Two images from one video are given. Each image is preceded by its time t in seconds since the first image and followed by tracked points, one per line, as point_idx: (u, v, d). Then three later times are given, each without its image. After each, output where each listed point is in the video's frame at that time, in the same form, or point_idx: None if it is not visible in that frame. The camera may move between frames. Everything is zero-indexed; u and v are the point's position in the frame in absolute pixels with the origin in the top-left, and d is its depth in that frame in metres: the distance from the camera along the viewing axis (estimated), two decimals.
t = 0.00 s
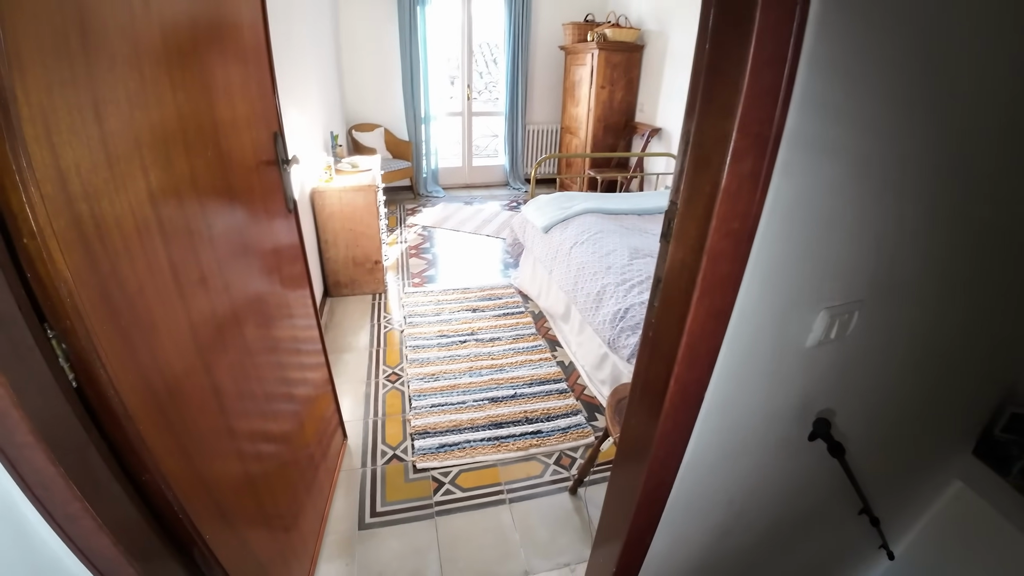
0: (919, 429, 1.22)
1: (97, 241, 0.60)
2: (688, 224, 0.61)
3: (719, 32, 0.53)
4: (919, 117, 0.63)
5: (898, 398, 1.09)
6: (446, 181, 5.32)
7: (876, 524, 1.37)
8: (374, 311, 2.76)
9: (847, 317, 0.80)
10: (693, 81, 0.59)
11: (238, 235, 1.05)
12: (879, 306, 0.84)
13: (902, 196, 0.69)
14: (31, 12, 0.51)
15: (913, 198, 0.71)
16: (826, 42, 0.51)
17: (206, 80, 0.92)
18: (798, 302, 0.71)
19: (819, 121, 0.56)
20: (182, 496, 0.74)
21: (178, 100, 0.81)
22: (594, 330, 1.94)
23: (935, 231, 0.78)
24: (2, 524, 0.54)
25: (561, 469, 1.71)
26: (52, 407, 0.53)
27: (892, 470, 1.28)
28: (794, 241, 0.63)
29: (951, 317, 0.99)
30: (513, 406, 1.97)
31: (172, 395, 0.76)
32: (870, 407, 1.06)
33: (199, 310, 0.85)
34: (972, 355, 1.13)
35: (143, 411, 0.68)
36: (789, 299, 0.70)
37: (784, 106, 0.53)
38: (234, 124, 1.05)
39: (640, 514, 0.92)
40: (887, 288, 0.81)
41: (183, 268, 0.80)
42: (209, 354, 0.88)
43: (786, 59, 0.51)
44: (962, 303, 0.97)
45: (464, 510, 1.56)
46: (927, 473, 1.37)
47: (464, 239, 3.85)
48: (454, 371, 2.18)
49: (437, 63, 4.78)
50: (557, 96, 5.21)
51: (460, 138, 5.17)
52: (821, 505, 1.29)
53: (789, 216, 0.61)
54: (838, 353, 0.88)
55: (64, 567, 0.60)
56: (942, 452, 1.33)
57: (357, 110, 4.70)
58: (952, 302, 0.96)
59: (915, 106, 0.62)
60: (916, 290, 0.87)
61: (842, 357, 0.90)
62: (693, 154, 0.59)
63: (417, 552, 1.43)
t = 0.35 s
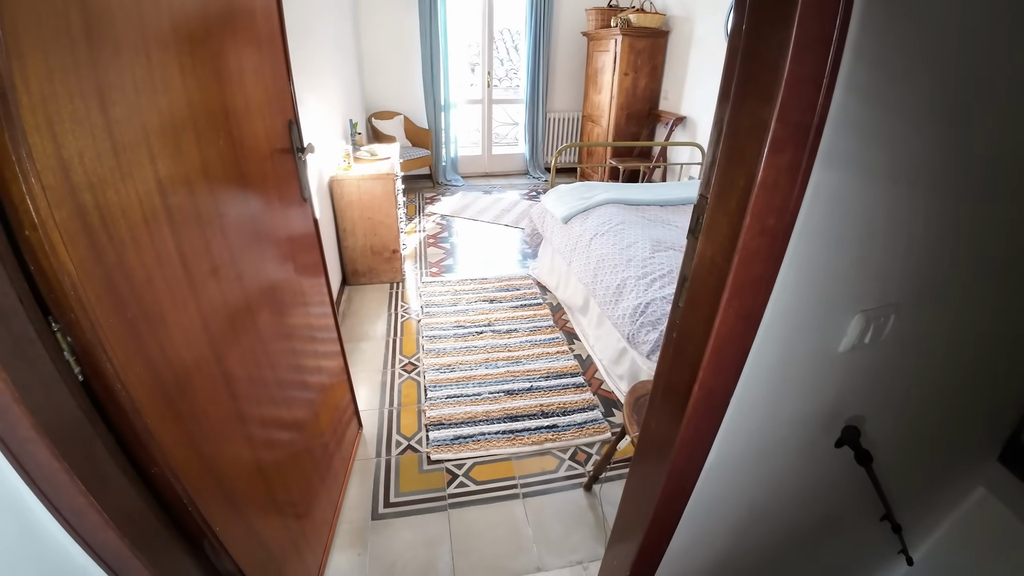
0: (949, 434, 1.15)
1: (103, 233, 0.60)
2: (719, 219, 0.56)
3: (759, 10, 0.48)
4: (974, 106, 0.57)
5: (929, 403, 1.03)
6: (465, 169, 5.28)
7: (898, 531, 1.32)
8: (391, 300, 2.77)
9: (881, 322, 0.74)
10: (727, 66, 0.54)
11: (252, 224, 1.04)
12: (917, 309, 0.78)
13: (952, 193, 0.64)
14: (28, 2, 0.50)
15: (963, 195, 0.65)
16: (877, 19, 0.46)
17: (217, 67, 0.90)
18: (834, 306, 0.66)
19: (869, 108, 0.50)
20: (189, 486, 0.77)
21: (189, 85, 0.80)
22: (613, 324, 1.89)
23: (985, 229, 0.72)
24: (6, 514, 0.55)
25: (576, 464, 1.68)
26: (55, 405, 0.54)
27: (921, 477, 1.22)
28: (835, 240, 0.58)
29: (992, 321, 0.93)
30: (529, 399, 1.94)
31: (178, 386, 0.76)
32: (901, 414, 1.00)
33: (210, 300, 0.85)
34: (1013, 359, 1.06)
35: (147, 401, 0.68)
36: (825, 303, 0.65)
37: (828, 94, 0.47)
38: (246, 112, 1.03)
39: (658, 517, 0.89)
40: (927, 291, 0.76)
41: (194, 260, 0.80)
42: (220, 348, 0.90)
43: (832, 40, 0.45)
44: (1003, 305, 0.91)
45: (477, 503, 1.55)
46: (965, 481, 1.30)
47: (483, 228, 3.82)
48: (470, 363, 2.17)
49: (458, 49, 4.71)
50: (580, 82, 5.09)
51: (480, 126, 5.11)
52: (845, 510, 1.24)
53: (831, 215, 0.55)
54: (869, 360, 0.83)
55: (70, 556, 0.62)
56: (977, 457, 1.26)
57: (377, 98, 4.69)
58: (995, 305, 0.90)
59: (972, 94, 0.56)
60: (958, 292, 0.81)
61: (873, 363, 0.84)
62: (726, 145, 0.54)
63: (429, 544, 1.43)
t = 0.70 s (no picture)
0: (967, 444, 1.12)
1: (100, 233, 0.60)
2: (737, 224, 0.53)
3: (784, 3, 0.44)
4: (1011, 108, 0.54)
5: (949, 411, 0.99)
6: (477, 163, 5.25)
7: (915, 544, 1.28)
8: (401, 295, 2.76)
9: (902, 331, 0.71)
10: (748, 61, 0.51)
11: (258, 221, 1.03)
12: (940, 319, 0.75)
13: (983, 199, 0.60)
14: (20, 3, 0.49)
15: (994, 201, 0.61)
16: (909, 12, 0.42)
17: (220, 63, 0.89)
18: (857, 316, 0.63)
19: (901, 106, 0.47)
20: (190, 487, 0.77)
21: (190, 82, 0.79)
22: (624, 323, 1.86)
23: (1014, 236, 0.68)
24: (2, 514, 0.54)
25: (584, 465, 1.66)
26: (53, 411, 0.54)
27: (937, 487, 1.18)
28: (863, 247, 0.55)
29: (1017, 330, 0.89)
30: (537, 398, 1.92)
31: (180, 386, 0.76)
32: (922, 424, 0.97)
33: (213, 298, 0.85)
34: None
35: (146, 400, 0.68)
36: (847, 313, 0.62)
37: (856, 94, 0.44)
38: (252, 107, 1.02)
39: (667, 527, 0.87)
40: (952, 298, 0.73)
41: (195, 258, 0.80)
42: (224, 347, 0.90)
43: (862, 36, 0.42)
44: None
45: (483, 503, 1.54)
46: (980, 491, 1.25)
47: (493, 223, 3.79)
48: (478, 360, 2.15)
49: (470, 42, 4.66)
50: (593, 75, 5.01)
51: (492, 119, 5.07)
52: (857, 519, 1.21)
53: (858, 221, 0.52)
54: (892, 369, 0.80)
55: (71, 557, 0.61)
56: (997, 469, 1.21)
57: (389, 91, 4.67)
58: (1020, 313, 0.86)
59: (1010, 95, 0.53)
60: (982, 301, 0.77)
61: (894, 372, 0.81)
62: (745, 147, 0.51)
63: (435, 542, 1.43)
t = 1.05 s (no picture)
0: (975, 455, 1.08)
1: (87, 238, 0.58)
2: (748, 233, 0.51)
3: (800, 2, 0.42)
4: None
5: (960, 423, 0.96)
6: (480, 162, 5.22)
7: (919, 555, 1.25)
8: (403, 296, 2.74)
9: (913, 341, 0.69)
10: (761, 64, 0.48)
11: (254, 223, 1.01)
12: (953, 330, 0.73)
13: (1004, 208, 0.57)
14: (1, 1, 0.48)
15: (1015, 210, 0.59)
16: (934, 14, 0.40)
17: (214, 62, 0.87)
18: (871, 327, 0.61)
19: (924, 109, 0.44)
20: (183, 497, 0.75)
21: (182, 82, 0.77)
22: (627, 326, 1.83)
23: None
24: None
25: (586, 471, 1.63)
26: (39, 422, 0.52)
27: (946, 499, 1.15)
28: (881, 258, 0.52)
29: None
30: (539, 401, 1.90)
31: (173, 393, 0.75)
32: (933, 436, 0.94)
33: (206, 303, 0.84)
34: None
35: (138, 406, 0.67)
36: (862, 324, 0.59)
37: (876, 100, 0.42)
38: (248, 107, 0.99)
39: (670, 541, 0.85)
40: (965, 309, 0.71)
41: (187, 262, 0.78)
42: (219, 353, 0.88)
43: (884, 38, 0.39)
44: None
45: (484, 508, 1.52)
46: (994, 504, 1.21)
47: (496, 223, 3.77)
48: (480, 362, 2.13)
49: (474, 40, 4.64)
50: (598, 74, 4.97)
51: (495, 118, 5.04)
52: (865, 531, 1.18)
53: (877, 230, 0.49)
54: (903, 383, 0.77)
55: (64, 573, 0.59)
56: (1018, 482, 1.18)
57: (392, 89, 4.66)
58: None
59: None
60: (998, 310, 0.75)
61: (906, 385, 0.79)
62: (758, 152, 0.49)
63: (434, 549, 1.40)
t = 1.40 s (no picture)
0: (975, 455, 1.01)
1: (62, 253, 0.55)
2: (761, 252, 0.48)
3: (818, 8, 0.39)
4: None
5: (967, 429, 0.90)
6: (475, 166, 5.19)
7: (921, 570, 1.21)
8: (397, 303, 2.70)
9: (922, 359, 0.67)
10: (774, 74, 0.46)
11: (241, 233, 0.97)
12: (961, 344, 0.70)
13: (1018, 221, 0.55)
14: None
15: None
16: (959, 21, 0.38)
17: (200, 67, 0.84)
18: (880, 345, 0.58)
19: (937, 122, 0.43)
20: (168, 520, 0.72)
21: (165, 87, 0.74)
22: (625, 335, 1.80)
23: None
24: None
25: (583, 483, 1.60)
26: (10, 448, 0.49)
27: (948, 513, 1.12)
28: (890, 274, 0.50)
29: None
30: (535, 411, 1.87)
31: (155, 414, 0.71)
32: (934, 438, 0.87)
33: (191, 318, 0.80)
34: None
35: (119, 428, 0.63)
36: (872, 343, 0.57)
37: (898, 112, 0.39)
38: (235, 113, 0.96)
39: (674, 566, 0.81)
40: (972, 323, 0.69)
41: (169, 276, 0.75)
42: (204, 368, 0.84)
43: (907, 48, 0.37)
44: None
45: (479, 522, 1.48)
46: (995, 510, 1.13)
47: (491, 228, 3.74)
48: (475, 370, 2.09)
49: (469, 44, 4.63)
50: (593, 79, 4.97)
51: (490, 122, 5.02)
52: (865, 541, 1.13)
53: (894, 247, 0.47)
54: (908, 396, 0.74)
55: None
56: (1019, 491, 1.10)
57: (386, 93, 4.63)
58: None
59: None
60: (1006, 322, 0.73)
61: (913, 401, 0.76)
62: (771, 167, 0.46)
63: (428, 565, 1.36)
